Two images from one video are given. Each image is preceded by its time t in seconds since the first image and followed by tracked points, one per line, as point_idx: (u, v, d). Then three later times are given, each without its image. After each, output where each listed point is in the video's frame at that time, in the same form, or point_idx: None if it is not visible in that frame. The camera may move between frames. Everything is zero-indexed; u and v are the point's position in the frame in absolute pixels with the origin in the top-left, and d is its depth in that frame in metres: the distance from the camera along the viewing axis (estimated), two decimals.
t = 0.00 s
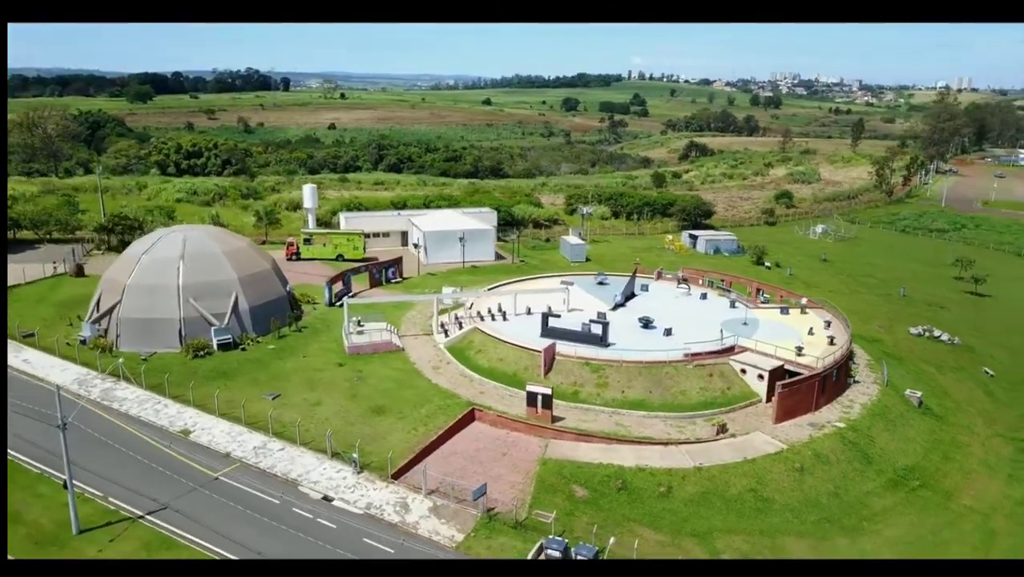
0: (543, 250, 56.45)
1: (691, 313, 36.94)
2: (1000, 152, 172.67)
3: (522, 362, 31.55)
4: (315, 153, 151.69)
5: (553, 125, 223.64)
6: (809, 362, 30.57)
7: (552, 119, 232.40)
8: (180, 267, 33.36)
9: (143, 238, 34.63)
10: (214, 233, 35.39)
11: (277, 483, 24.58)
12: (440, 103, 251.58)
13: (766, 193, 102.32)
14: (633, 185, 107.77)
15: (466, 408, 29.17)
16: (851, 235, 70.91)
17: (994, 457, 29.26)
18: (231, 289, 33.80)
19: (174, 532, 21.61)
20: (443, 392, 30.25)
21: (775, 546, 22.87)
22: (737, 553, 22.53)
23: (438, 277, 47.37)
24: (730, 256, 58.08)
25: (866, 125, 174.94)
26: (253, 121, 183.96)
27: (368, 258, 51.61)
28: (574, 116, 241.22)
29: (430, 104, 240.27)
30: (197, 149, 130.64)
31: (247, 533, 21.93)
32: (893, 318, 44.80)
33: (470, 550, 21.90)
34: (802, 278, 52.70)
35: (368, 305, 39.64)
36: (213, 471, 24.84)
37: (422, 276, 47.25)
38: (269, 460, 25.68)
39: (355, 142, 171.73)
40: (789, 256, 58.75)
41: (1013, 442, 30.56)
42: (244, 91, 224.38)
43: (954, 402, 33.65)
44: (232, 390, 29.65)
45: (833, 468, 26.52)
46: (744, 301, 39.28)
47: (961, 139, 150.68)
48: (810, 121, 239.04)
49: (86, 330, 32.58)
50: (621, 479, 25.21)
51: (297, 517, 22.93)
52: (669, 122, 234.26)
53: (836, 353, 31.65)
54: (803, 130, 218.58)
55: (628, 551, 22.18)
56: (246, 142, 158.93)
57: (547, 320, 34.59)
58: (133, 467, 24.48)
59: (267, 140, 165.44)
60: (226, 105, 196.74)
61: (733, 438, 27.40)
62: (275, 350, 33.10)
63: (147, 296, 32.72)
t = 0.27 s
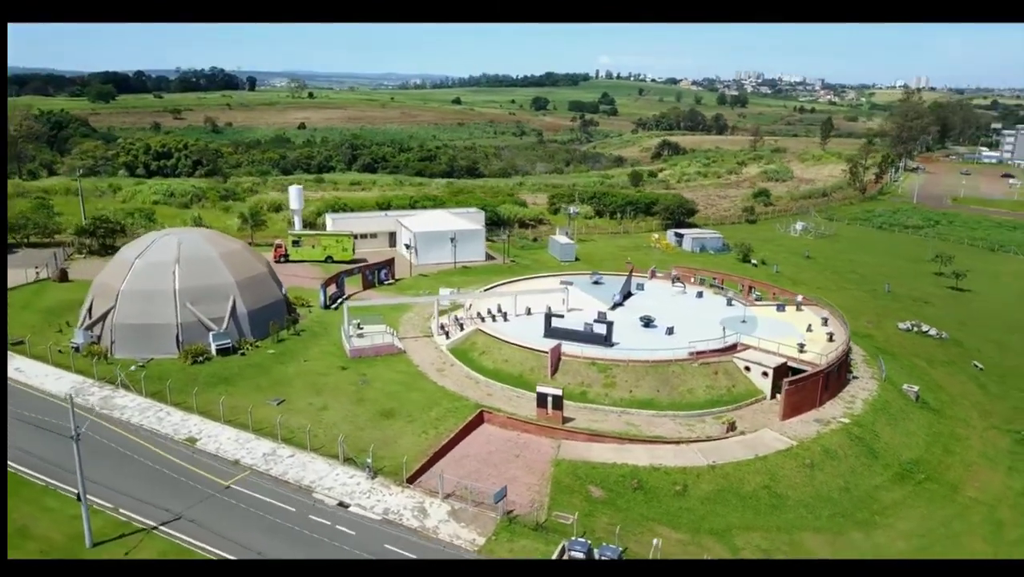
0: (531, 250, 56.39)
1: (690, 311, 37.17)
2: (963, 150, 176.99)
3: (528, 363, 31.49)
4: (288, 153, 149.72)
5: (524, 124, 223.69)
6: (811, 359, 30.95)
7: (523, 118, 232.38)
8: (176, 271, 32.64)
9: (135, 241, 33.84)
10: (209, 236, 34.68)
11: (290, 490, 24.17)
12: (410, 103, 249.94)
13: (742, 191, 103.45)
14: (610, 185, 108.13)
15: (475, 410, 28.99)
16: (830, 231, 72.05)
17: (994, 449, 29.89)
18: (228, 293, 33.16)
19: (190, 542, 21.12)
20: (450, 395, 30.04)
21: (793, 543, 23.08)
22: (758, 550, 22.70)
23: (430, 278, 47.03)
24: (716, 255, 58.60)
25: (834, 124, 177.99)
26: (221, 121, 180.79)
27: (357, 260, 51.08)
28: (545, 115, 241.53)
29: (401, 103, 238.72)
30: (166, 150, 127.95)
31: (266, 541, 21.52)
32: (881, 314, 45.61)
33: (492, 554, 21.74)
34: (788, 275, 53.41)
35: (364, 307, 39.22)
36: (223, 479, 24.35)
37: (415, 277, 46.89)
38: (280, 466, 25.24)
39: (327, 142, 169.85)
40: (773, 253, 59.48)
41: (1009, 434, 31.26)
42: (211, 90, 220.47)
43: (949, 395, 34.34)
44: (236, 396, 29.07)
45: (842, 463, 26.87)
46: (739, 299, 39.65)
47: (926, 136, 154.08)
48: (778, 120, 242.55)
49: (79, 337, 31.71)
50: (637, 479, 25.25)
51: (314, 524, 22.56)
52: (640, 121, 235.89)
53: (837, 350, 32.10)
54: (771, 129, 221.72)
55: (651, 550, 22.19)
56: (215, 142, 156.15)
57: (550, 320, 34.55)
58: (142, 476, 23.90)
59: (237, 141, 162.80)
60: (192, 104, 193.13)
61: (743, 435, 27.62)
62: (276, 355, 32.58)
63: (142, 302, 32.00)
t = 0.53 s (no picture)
0: (525, 250, 56.34)
1: (691, 310, 37.40)
2: (936, 148, 180.24)
3: (536, 365, 31.44)
4: (267, 153, 148.15)
5: (503, 124, 223.58)
6: (816, 357, 31.29)
7: (502, 118, 232.25)
8: (176, 275, 32.09)
9: (133, 244, 33.23)
10: (208, 238, 34.14)
11: (305, 496, 23.87)
12: (388, 102, 248.56)
13: (725, 190, 104.29)
14: (594, 184, 108.40)
15: (486, 412, 28.87)
16: (816, 229, 72.90)
17: (995, 443, 30.40)
18: (229, 296, 32.67)
19: (208, 550, 20.76)
20: (459, 397, 29.89)
21: (810, 540, 23.27)
22: (776, 548, 22.84)
23: (426, 279, 46.79)
24: (707, 253, 58.99)
25: (811, 123, 180.20)
26: (196, 120, 178.25)
27: (351, 261, 50.66)
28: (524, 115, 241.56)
29: (379, 102, 237.39)
30: (143, 150, 125.87)
31: (285, 548, 21.22)
32: (874, 311, 46.23)
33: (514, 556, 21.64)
34: (780, 273, 53.95)
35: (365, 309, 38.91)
36: (236, 486, 23.98)
37: (411, 278, 46.62)
38: (292, 472, 24.93)
39: (306, 142, 168.31)
40: (763, 252, 60.05)
41: (1008, 428, 31.81)
42: (185, 90, 217.21)
43: (947, 391, 34.86)
44: (242, 401, 28.67)
45: (852, 460, 27.15)
46: (738, 297, 39.93)
47: (901, 135, 156.56)
48: (755, 119, 244.94)
49: (76, 343, 31.07)
50: (653, 479, 25.31)
51: (332, 529, 22.29)
52: (618, 121, 236.97)
53: (840, 347, 32.48)
54: (748, 128, 223.82)
55: (672, 549, 22.23)
56: (192, 143, 153.99)
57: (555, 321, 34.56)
58: (153, 485, 23.47)
59: (214, 141, 160.69)
60: (167, 104, 190.27)
61: (753, 433, 27.81)
62: (279, 359, 32.18)
63: (143, 306, 31.43)
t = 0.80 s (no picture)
0: (518, 250, 56.26)
1: (692, 309, 37.59)
2: (910, 146, 183.16)
3: (543, 365, 31.38)
4: (246, 153, 146.44)
5: (483, 123, 223.19)
6: (820, 354, 31.60)
7: (481, 117, 231.82)
8: (177, 278, 31.51)
9: (131, 247, 32.57)
10: (207, 240, 33.56)
11: (321, 501, 23.57)
12: (366, 101, 246.88)
13: (708, 189, 105.03)
14: (579, 184, 108.55)
15: (496, 413, 28.74)
16: (802, 228, 73.68)
17: (996, 438, 30.90)
18: (231, 299, 32.17)
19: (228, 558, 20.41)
20: (468, 398, 29.73)
21: (827, 537, 23.46)
22: (794, 545, 22.98)
23: (423, 280, 46.53)
24: (698, 252, 59.32)
25: (788, 122, 182.23)
26: (171, 120, 175.52)
27: (344, 262, 50.19)
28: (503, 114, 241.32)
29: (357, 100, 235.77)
30: (119, 151, 123.66)
31: (305, 554, 20.92)
32: (866, 308, 46.81)
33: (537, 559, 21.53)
34: (771, 271, 54.44)
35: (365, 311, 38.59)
36: (250, 492, 23.62)
37: (408, 280, 46.33)
38: (306, 477, 24.62)
39: (285, 142, 166.58)
40: (753, 250, 60.56)
41: (1007, 423, 32.34)
42: (159, 89, 213.74)
43: (946, 386, 35.37)
44: (249, 406, 28.26)
45: (861, 456, 27.45)
46: (737, 296, 40.17)
47: (877, 133, 158.92)
48: (731, 118, 247.09)
49: (75, 349, 30.40)
50: (668, 479, 25.36)
51: (351, 534, 22.03)
52: (597, 120, 237.67)
53: (842, 345, 32.83)
54: (726, 127, 225.64)
55: (692, 549, 22.28)
56: (169, 143, 151.64)
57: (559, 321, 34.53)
58: (165, 493, 23.04)
59: (191, 141, 158.35)
60: (141, 103, 187.13)
61: (763, 431, 27.99)
62: (283, 363, 31.77)
63: (143, 310, 30.81)
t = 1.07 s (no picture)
0: (511, 250, 56.17)
1: (694, 307, 37.82)
2: (881, 144, 186.46)
3: (553, 366, 31.30)
4: (221, 152, 144.36)
5: (459, 122, 222.61)
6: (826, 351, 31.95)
7: (457, 116, 231.14)
8: (180, 282, 30.88)
9: (131, 251, 31.85)
10: (208, 243, 32.94)
11: (340, 507, 23.26)
12: (341, 100, 244.77)
13: (690, 187, 105.86)
14: (561, 183, 108.67)
15: (510, 415, 28.62)
16: (787, 225, 74.58)
17: (997, 432, 31.49)
18: (235, 303, 31.64)
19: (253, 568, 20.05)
20: (480, 400, 29.58)
21: (845, 533, 23.71)
22: (815, 541, 23.19)
23: (420, 281, 46.24)
24: (688, 251, 59.72)
25: (763, 121, 184.46)
26: (142, 119, 172.20)
27: (338, 264, 49.71)
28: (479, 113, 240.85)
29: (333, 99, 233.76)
30: (91, 151, 121.03)
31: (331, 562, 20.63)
32: (858, 304, 47.50)
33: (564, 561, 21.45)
34: (763, 270, 55.03)
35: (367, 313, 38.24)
36: (268, 499, 23.24)
37: (404, 281, 46.02)
38: (324, 483, 24.29)
39: (261, 142, 164.47)
40: (742, 248, 61.16)
41: (1007, 416, 32.97)
42: (128, 88, 209.54)
43: (945, 381, 35.96)
44: (260, 412, 27.83)
45: (871, 452, 27.80)
46: (737, 294, 40.49)
47: (851, 132, 161.48)
48: (706, 117, 249.54)
49: (76, 355, 29.66)
50: (686, 478, 25.44)
51: (375, 541, 21.76)
52: (573, 119, 238.26)
53: (846, 341, 33.24)
54: (701, 126, 227.70)
55: (717, 548, 22.36)
56: (142, 143, 148.78)
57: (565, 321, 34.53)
58: (182, 502, 22.59)
59: (164, 140, 155.57)
60: (111, 103, 183.35)
61: (776, 429, 28.22)
62: (289, 367, 31.33)
63: (146, 315, 30.16)
